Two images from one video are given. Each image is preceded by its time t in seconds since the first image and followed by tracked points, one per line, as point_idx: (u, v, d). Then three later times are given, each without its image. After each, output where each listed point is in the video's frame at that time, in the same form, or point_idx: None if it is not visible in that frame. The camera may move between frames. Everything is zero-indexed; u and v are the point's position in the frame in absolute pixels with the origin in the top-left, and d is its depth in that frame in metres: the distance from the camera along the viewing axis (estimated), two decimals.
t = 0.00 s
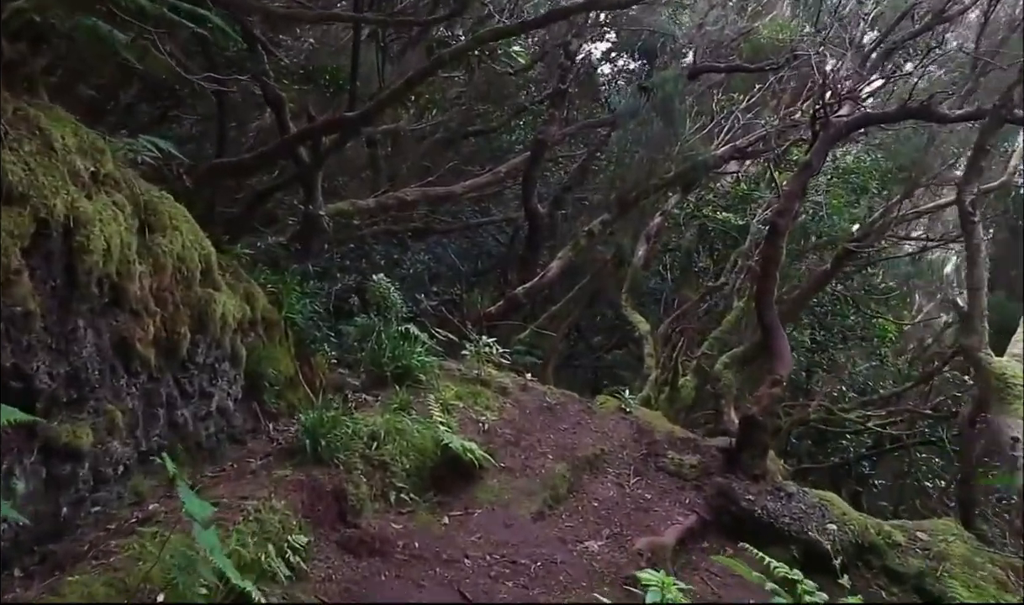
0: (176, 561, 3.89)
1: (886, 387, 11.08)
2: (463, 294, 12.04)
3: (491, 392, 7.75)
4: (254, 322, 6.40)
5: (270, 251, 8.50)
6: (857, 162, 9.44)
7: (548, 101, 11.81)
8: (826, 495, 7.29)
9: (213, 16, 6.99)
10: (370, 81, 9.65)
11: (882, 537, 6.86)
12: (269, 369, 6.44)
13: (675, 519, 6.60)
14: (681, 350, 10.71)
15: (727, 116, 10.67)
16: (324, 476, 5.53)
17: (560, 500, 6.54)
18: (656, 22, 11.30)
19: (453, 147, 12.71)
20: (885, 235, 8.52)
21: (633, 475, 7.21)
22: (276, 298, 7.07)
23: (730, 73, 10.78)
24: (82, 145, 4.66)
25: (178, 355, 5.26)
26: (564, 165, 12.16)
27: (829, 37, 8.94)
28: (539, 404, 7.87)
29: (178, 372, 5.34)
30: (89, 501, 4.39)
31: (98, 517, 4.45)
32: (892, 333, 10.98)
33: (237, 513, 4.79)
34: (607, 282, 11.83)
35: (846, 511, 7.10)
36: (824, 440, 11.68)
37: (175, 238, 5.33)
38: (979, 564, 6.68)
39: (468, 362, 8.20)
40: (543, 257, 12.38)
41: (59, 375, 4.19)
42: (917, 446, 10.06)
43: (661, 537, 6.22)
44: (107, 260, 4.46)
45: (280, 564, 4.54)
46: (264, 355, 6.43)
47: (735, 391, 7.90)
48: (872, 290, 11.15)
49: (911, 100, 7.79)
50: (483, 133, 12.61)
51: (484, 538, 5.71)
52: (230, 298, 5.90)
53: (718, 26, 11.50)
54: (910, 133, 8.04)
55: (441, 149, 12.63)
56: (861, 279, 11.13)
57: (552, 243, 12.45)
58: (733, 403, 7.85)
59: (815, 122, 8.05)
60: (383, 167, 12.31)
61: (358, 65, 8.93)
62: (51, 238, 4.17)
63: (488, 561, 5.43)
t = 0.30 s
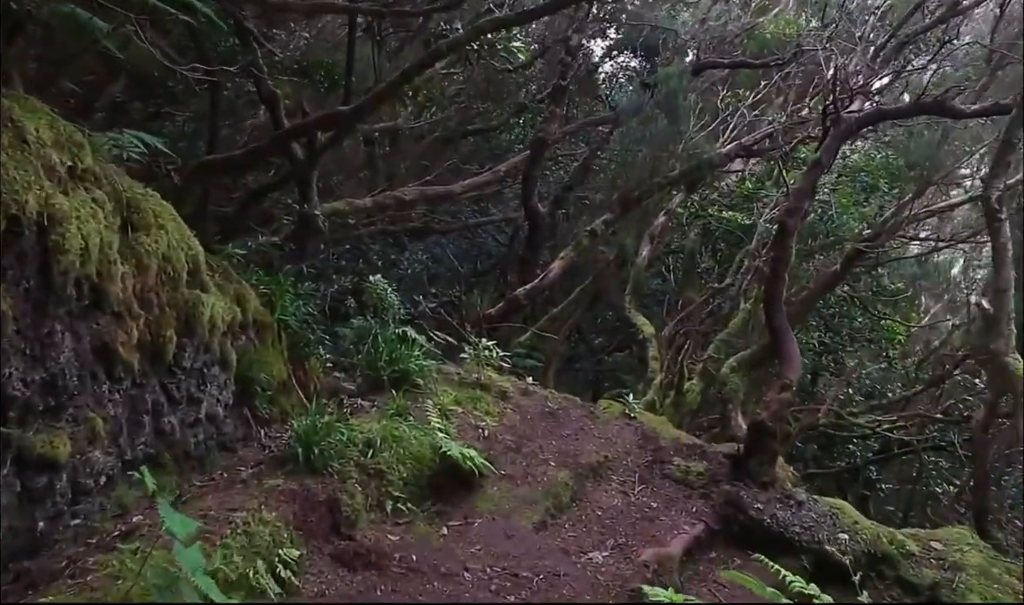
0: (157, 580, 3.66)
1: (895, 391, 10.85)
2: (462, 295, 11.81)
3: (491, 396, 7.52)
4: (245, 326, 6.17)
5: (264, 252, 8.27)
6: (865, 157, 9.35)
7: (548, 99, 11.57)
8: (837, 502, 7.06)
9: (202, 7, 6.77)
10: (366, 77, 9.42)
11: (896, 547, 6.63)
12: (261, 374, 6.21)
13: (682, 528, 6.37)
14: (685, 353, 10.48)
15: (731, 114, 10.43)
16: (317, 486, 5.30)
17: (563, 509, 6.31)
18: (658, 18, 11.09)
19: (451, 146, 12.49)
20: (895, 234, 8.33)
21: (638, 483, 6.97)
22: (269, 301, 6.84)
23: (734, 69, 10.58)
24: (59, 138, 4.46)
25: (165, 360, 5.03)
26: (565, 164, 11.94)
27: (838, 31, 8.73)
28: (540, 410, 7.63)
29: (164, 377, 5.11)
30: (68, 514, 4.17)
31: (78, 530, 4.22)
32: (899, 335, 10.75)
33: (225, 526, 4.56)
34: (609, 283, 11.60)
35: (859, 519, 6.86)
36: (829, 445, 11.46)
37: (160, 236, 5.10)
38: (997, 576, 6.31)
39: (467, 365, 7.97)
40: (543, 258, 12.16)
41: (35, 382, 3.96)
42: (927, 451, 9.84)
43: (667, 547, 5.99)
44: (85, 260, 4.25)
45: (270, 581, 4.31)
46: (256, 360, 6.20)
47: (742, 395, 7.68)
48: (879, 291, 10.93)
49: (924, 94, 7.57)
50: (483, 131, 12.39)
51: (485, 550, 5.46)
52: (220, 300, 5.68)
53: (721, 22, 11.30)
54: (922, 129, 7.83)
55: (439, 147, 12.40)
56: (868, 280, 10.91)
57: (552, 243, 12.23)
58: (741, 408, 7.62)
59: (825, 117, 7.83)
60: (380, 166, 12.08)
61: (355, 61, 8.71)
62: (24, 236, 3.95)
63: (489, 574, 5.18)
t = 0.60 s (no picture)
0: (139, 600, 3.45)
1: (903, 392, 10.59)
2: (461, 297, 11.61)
3: (491, 400, 7.32)
4: (238, 328, 5.97)
5: (259, 252, 8.07)
6: (873, 154, 9.50)
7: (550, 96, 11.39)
8: (847, 510, 6.85)
9: None
10: (364, 73, 9.24)
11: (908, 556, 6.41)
12: (255, 378, 6.01)
13: (689, 536, 6.17)
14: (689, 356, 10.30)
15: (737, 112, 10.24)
16: (311, 496, 5.10)
17: (566, 517, 6.11)
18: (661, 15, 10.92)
19: (451, 145, 12.30)
20: (907, 232, 8.16)
21: (643, 489, 6.77)
22: (264, 303, 6.64)
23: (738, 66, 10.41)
24: (37, 131, 4.27)
25: (153, 364, 4.82)
26: (566, 163, 11.76)
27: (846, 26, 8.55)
28: (542, 414, 7.42)
29: (152, 382, 4.91)
30: (49, 527, 3.97)
31: (59, 543, 4.03)
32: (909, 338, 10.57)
33: (214, 538, 4.36)
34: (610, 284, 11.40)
35: (871, 527, 6.66)
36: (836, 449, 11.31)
37: (147, 235, 4.90)
38: (1013, 585, 6.20)
39: (466, 368, 7.76)
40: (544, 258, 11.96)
41: (12, 388, 3.76)
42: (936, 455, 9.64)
43: (673, 557, 5.78)
44: (65, 259, 4.06)
45: (260, 595, 4.11)
46: (250, 363, 6.00)
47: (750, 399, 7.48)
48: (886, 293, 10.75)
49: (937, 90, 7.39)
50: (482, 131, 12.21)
51: (486, 561, 5.25)
52: (211, 302, 5.48)
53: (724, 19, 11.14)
54: (935, 124, 7.68)
55: (438, 146, 12.21)
56: (875, 280, 10.73)
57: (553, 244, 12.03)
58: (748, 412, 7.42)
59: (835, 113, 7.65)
60: (379, 165, 11.89)
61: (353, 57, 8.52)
62: None
63: (490, 585, 4.95)
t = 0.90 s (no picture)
0: None
1: (911, 396, 10.36)
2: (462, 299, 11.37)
3: (493, 406, 7.08)
4: (230, 332, 5.74)
5: (253, 253, 7.84)
6: (882, 152, 9.19)
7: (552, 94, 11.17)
8: (861, 519, 6.63)
9: None
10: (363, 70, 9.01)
11: (925, 568, 6.18)
12: (248, 383, 5.78)
13: (698, 547, 5.93)
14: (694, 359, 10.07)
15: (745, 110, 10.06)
16: (304, 508, 4.86)
17: (571, 527, 5.88)
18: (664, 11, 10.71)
19: (451, 145, 12.08)
20: (920, 232, 7.95)
21: (650, 497, 6.53)
22: (257, 305, 6.41)
23: (744, 63, 10.20)
24: (12, 124, 4.06)
25: (139, 369, 4.60)
26: (569, 163, 11.54)
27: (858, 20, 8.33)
28: (545, 420, 7.19)
29: (138, 388, 4.68)
30: (26, 542, 3.74)
31: (37, 560, 3.80)
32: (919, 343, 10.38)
33: (202, 555, 4.13)
34: (614, 286, 11.17)
35: (886, 538, 6.42)
36: (843, 455, 10.99)
37: (132, 234, 4.69)
38: None
39: (467, 373, 7.53)
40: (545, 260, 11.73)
41: None
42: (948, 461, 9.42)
43: (683, 569, 5.54)
44: (41, 259, 3.84)
45: None
46: (242, 369, 5.77)
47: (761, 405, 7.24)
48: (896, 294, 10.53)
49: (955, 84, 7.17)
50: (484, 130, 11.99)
51: (489, 575, 4.98)
52: (200, 305, 5.25)
53: (728, 16, 10.93)
54: (949, 121, 7.50)
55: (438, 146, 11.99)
56: (887, 282, 10.50)
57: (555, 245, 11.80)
58: (759, 418, 7.18)
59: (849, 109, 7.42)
60: (377, 164, 11.66)
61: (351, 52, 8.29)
62: None
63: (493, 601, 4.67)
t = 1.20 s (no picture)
0: None
1: (920, 399, 10.24)
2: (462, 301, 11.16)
3: (495, 411, 6.87)
4: (223, 335, 5.53)
5: (249, 254, 7.63)
6: (892, 153, 9.06)
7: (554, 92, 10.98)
8: (876, 528, 6.43)
9: None
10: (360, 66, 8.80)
11: (943, 579, 5.96)
12: (242, 388, 5.57)
13: (708, 558, 5.73)
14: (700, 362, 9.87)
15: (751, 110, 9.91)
16: (298, 520, 4.66)
17: (576, 537, 5.66)
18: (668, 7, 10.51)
19: (451, 143, 11.87)
20: (933, 232, 7.74)
21: (658, 505, 6.32)
22: (252, 307, 6.21)
23: (750, 60, 10.00)
24: None
25: (126, 375, 4.41)
26: (571, 162, 11.34)
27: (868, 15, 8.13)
28: (549, 426, 6.98)
29: (125, 395, 4.48)
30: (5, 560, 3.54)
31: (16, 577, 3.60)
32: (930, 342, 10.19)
33: (191, 571, 3.92)
34: (617, 287, 10.96)
35: (901, 547, 6.23)
36: (851, 460, 10.78)
37: (118, 233, 4.50)
38: None
39: (468, 377, 7.32)
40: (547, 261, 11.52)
41: None
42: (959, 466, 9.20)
43: (692, 581, 5.32)
44: (18, 259, 3.69)
45: None
46: (236, 373, 5.56)
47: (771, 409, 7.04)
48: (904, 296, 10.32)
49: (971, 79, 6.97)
50: (484, 129, 11.78)
51: (493, 586, 4.72)
52: (191, 307, 5.06)
53: (733, 12, 10.73)
54: (963, 118, 7.20)
55: (438, 145, 11.78)
56: (895, 283, 10.30)
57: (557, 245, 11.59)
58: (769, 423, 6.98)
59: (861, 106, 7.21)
60: (376, 163, 11.45)
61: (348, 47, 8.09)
62: None
63: None
